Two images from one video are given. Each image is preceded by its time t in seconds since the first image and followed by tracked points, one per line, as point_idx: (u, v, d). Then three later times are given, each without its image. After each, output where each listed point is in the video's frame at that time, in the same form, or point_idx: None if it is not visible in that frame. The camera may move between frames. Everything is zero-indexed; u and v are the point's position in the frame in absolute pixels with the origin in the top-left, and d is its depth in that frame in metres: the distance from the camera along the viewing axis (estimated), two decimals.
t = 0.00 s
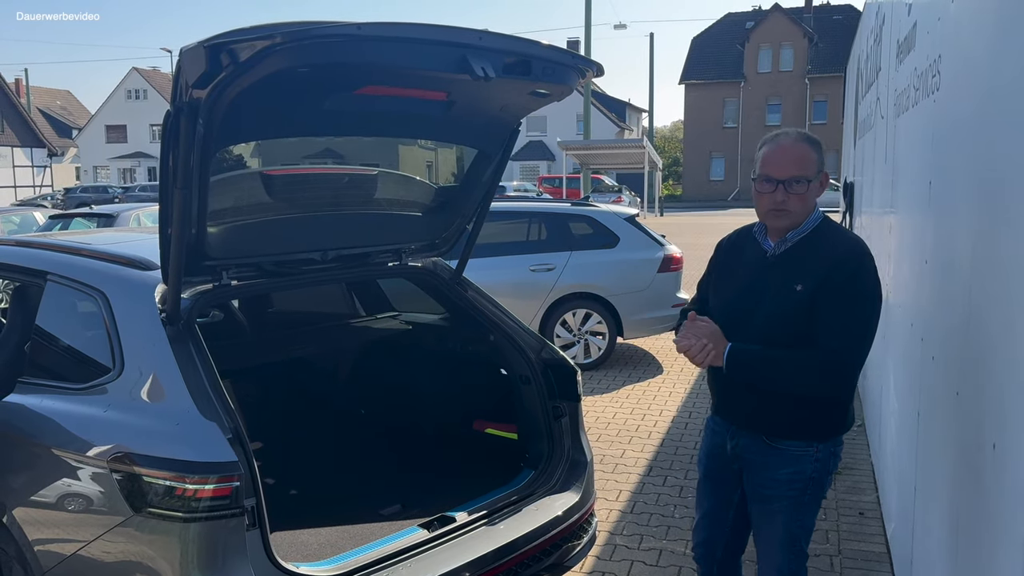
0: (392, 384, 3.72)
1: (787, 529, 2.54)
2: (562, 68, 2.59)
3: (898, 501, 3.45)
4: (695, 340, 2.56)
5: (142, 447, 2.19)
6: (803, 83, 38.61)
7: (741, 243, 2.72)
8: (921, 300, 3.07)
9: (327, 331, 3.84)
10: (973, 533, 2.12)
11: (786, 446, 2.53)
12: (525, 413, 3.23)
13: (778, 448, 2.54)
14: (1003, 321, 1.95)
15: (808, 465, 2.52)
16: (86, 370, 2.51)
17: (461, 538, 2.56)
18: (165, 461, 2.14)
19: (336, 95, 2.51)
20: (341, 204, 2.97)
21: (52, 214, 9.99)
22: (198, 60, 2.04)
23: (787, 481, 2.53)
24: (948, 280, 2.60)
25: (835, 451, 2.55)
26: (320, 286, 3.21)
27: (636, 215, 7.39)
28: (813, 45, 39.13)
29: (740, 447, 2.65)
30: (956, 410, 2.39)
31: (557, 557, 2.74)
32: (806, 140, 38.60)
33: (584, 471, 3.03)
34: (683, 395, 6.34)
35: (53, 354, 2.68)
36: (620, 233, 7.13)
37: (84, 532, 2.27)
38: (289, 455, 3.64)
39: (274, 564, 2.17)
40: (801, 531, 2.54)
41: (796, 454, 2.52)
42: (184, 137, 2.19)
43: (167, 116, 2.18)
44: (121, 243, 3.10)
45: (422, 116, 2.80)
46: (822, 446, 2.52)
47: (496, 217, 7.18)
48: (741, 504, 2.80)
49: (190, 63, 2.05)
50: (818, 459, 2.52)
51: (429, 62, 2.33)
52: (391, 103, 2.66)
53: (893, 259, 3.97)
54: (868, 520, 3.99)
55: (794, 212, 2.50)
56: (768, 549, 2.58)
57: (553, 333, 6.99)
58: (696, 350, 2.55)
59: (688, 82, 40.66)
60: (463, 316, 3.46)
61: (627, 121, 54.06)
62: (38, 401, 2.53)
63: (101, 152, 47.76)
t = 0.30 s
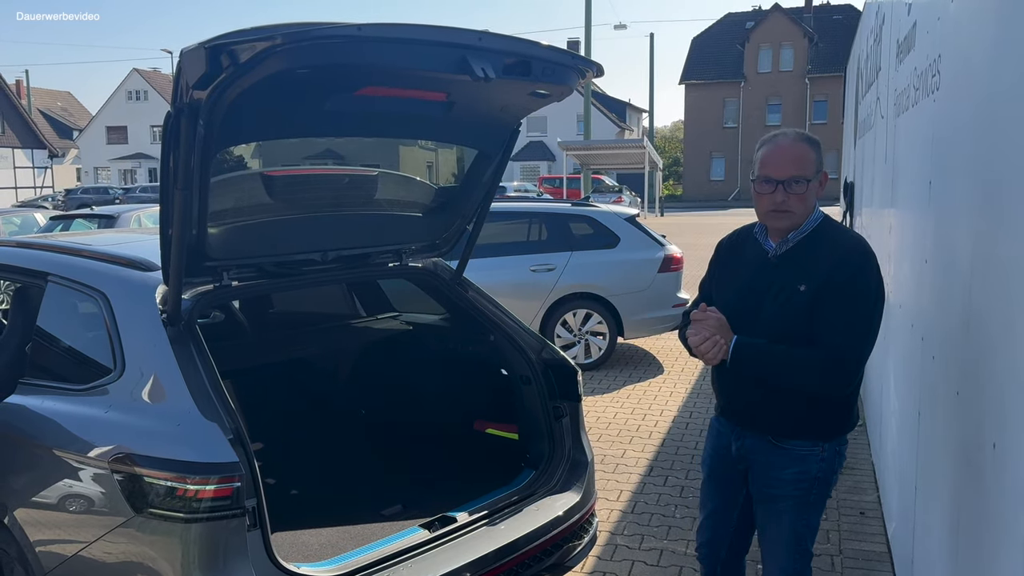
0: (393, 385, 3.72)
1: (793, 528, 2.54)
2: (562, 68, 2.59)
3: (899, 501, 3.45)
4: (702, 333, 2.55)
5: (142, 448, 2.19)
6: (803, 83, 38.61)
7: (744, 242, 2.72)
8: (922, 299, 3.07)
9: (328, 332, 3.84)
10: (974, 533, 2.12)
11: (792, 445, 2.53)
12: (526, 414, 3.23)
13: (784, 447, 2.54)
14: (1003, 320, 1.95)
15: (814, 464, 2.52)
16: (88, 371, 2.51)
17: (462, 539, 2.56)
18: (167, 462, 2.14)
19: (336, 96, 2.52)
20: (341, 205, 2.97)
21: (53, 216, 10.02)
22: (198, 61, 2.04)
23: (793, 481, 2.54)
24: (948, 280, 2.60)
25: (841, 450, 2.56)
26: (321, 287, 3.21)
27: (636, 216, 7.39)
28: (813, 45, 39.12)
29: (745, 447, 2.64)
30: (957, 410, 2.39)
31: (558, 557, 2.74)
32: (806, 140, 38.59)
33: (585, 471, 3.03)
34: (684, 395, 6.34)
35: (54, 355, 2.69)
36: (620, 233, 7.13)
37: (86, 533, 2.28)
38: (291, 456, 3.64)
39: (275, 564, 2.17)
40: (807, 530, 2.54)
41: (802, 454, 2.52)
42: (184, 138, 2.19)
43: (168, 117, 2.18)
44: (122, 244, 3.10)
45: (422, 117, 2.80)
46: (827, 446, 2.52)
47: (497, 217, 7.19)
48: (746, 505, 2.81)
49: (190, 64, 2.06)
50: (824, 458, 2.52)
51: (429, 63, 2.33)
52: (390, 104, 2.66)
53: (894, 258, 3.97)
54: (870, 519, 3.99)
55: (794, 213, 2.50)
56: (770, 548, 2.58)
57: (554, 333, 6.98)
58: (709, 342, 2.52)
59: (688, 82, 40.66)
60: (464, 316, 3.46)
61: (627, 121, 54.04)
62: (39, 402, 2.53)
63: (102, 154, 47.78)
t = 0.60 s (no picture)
0: (394, 385, 3.72)
1: (798, 528, 2.53)
2: (562, 68, 2.59)
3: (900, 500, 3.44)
4: (707, 341, 2.56)
5: (144, 449, 2.19)
6: (803, 83, 38.61)
7: (744, 243, 2.72)
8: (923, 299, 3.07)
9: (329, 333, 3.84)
10: (975, 533, 2.12)
11: (795, 446, 2.54)
12: (527, 413, 3.23)
13: (787, 447, 2.55)
14: (1004, 319, 1.95)
15: (818, 464, 2.52)
16: (89, 371, 2.52)
17: (463, 539, 2.56)
18: (168, 462, 2.14)
19: (336, 96, 2.52)
20: (342, 205, 2.97)
21: (54, 217, 10.02)
22: (199, 62, 2.05)
23: (797, 481, 2.54)
24: (949, 279, 2.60)
25: (844, 450, 2.56)
26: (322, 287, 3.21)
27: (637, 216, 7.39)
28: (814, 45, 39.11)
29: (750, 447, 2.65)
30: (958, 410, 2.39)
31: (560, 557, 2.75)
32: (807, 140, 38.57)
33: (586, 470, 3.03)
34: (685, 395, 6.34)
35: (56, 356, 2.69)
36: (621, 233, 7.13)
37: (88, 533, 2.28)
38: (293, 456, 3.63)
39: (277, 564, 2.17)
40: (812, 530, 2.54)
41: (806, 454, 2.52)
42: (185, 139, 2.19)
43: (169, 118, 2.19)
44: (123, 245, 3.10)
45: (423, 117, 2.80)
46: (831, 446, 2.53)
47: (497, 218, 7.19)
48: (751, 505, 2.81)
49: (191, 65, 2.06)
50: (828, 458, 2.52)
51: (430, 63, 2.33)
52: (391, 104, 2.66)
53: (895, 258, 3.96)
54: (872, 519, 3.99)
55: (793, 213, 2.50)
56: (773, 548, 2.58)
57: (555, 333, 6.98)
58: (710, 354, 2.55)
59: (688, 82, 40.67)
60: (465, 317, 3.46)
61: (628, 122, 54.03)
62: (41, 403, 2.53)
63: (103, 155, 47.80)
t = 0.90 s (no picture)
0: (395, 385, 3.72)
1: (799, 529, 2.53)
2: (563, 69, 2.59)
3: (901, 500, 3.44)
4: (708, 341, 2.57)
5: (145, 449, 2.19)
6: (804, 83, 38.60)
7: (746, 243, 2.72)
8: (924, 298, 3.06)
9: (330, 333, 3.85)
10: (976, 534, 2.12)
11: (795, 446, 2.54)
12: (528, 413, 3.23)
13: (788, 448, 2.55)
14: (1005, 319, 1.95)
15: (818, 464, 2.52)
16: (91, 372, 2.52)
17: (464, 539, 2.56)
18: (170, 463, 2.15)
19: (338, 97, 2.52)
20: (343, 206, 2.97)
21: (55, 217, 10.03)
22: (199, 62, 2.05)
23: (797, 481, 2.54)
24: (951, 279, 2.59)
25: (845, 450, 2.56)
26: (324, 287, 3.22)
27: (638, 216, 7.39)
28: (814, 44, 39.09)
29: (751, 447, 2.65)
30: (959, 409, 2.38)
31: (561, 557, 2.74)
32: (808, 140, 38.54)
33: (587, 470, 3.04)
34: (686, 395, 6.33)
35: (57, 356, 2.69)
36: (622, 233, 7.14)
37: (89, 533, 2.28)
38: (293, 455, 3.64)
39: (279, 565, 2.17)
40: (813, 530, 2.54)
41: (807, 454, 2.53)
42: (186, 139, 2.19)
43: (170, 118, 2.19)
44: (124, 245, 3.11)
45: (424, 118, 2.81)
46: (832, 446, 2.53)
47: (498, 218, 7.19)
48: (753, 504, 2.80)
49: (192, 65, 2.06)
50: (828, 458, 2.52)
51: (430, 63, 2.34)
52: (392, 104, 2.66)
53: (895, 259, 3.97)
54: (872, 519, 3.99)
55: (789, 215, 2.50)
56: (775, 548, 2.58)
57: (556, 333, 6.98)
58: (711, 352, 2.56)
59: (689, 82, 40.66)
60: (466, 317, 3.46)
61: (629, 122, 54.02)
62: (42, 403, 2.54)
63: (104, 155, 47.84)
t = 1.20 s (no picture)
0: (397, 385, 3.72)
1: (801, 529, 2.53)
2: (564, 69, 2.59)
3: (902, 500, 3.43)
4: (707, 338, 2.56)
5: (146, 449, 2.19)
6: (805, 83, 38.60)
7: (751, 243, 2.72)
8: (926, 298, 3.06)
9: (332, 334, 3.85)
10: (978, 534, 2.12)
11: (792, 446, 2.54)
12: (530, 413, 3.23)
13: (785, 448, 2.55)
14: (1008, 319, 1.95)
15: (815, 465, 2.52)
16: (92, 372, 2.52)
17: (466, 540, 2.56)
18: (171, 463, 2.15)
19: (339, 97, 2.52)
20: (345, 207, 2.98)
21: (57, 218, 10.03)
22: (201, 63, 2.05)
23: (793, 482, 2.53)
24: (953, 279, 2.59)
25: (843, 452, 2.54)
26: (325, 287, 3.21)
27: (639, 216, 7.39)
28: (815, 44, 39.07)
29: (749, 446, 2.65)
30: (961, 409, 2.38)
31: (562, 557, 2.74)
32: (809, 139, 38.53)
33: (589, 471, 3.03)
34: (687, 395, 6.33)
35: (59, 356, 2.69)
36: (623, 233, 7.13)
37: (91, 533, 2.28)
38: (295, 456, 3.64)
39: (280, 564, 2.17)
40: (815, 530, 2.54)
41: (803, 455, 2.52)
42: (188, 138, 2.19)
43: (172, 118, 2.19)
44: (125, 245, 3.11)
45: (425, 118, 2.81)
46: (829, 447, 2.52)
47: (499, 218, 7.19)
48: (749, 505, 2.81)
49: (193, 65, 2.06)
50: (824, 459, 2.51)
51: (432, 63, 2.34)
52: (394, 105, 2.67)
53: (897, 259, 3.97)
54: (873, 519, 3.99)
55: (763, 221, 2.52)
56: (776, 549, 2.58)
57: (557, 333, 6.98)
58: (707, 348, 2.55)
59: (690, 82, 40.64)
60: (469, 318, 3.46)
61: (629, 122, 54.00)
62: (44, 404, 2.54)
63: (105, 155, 47.85)
